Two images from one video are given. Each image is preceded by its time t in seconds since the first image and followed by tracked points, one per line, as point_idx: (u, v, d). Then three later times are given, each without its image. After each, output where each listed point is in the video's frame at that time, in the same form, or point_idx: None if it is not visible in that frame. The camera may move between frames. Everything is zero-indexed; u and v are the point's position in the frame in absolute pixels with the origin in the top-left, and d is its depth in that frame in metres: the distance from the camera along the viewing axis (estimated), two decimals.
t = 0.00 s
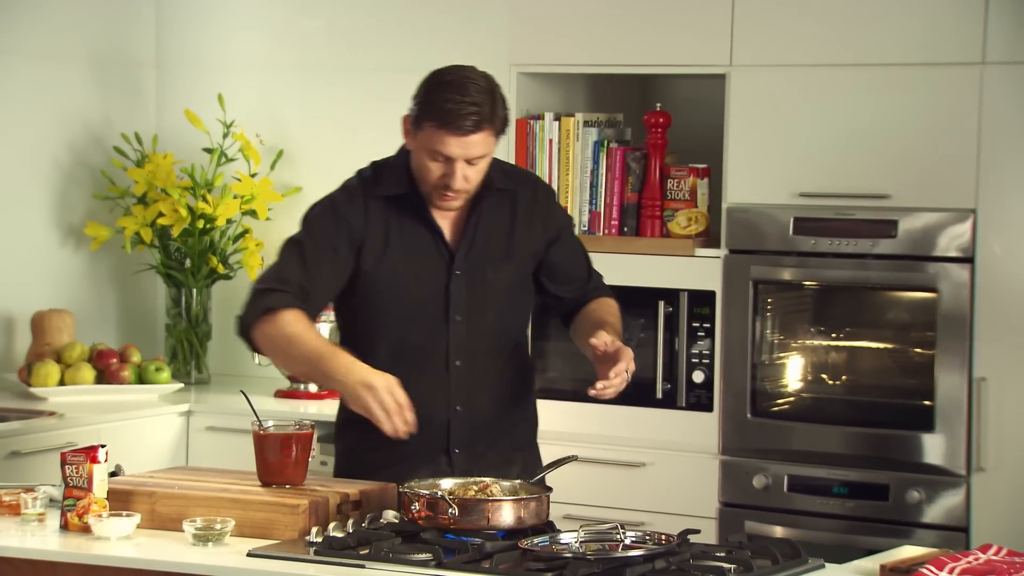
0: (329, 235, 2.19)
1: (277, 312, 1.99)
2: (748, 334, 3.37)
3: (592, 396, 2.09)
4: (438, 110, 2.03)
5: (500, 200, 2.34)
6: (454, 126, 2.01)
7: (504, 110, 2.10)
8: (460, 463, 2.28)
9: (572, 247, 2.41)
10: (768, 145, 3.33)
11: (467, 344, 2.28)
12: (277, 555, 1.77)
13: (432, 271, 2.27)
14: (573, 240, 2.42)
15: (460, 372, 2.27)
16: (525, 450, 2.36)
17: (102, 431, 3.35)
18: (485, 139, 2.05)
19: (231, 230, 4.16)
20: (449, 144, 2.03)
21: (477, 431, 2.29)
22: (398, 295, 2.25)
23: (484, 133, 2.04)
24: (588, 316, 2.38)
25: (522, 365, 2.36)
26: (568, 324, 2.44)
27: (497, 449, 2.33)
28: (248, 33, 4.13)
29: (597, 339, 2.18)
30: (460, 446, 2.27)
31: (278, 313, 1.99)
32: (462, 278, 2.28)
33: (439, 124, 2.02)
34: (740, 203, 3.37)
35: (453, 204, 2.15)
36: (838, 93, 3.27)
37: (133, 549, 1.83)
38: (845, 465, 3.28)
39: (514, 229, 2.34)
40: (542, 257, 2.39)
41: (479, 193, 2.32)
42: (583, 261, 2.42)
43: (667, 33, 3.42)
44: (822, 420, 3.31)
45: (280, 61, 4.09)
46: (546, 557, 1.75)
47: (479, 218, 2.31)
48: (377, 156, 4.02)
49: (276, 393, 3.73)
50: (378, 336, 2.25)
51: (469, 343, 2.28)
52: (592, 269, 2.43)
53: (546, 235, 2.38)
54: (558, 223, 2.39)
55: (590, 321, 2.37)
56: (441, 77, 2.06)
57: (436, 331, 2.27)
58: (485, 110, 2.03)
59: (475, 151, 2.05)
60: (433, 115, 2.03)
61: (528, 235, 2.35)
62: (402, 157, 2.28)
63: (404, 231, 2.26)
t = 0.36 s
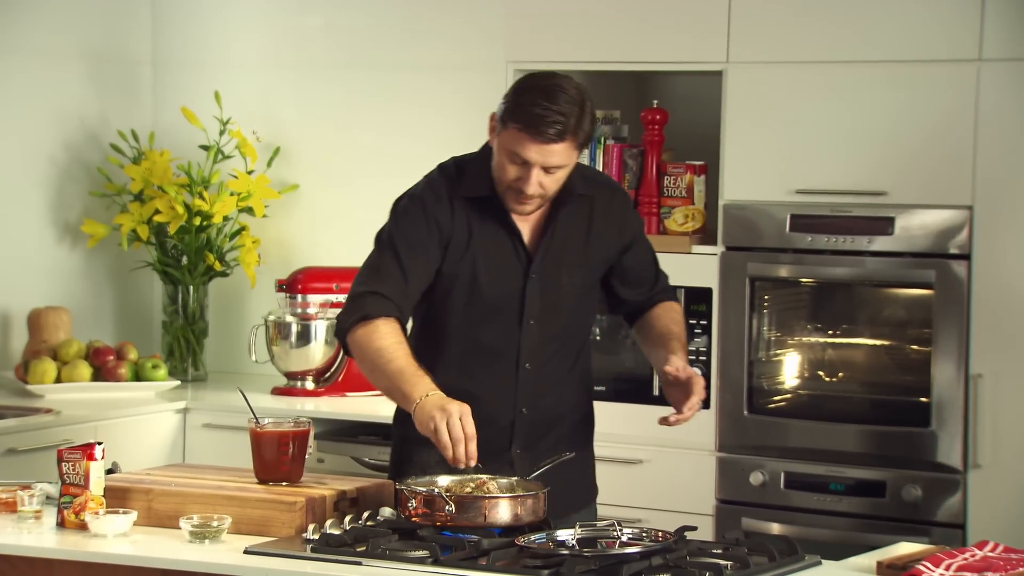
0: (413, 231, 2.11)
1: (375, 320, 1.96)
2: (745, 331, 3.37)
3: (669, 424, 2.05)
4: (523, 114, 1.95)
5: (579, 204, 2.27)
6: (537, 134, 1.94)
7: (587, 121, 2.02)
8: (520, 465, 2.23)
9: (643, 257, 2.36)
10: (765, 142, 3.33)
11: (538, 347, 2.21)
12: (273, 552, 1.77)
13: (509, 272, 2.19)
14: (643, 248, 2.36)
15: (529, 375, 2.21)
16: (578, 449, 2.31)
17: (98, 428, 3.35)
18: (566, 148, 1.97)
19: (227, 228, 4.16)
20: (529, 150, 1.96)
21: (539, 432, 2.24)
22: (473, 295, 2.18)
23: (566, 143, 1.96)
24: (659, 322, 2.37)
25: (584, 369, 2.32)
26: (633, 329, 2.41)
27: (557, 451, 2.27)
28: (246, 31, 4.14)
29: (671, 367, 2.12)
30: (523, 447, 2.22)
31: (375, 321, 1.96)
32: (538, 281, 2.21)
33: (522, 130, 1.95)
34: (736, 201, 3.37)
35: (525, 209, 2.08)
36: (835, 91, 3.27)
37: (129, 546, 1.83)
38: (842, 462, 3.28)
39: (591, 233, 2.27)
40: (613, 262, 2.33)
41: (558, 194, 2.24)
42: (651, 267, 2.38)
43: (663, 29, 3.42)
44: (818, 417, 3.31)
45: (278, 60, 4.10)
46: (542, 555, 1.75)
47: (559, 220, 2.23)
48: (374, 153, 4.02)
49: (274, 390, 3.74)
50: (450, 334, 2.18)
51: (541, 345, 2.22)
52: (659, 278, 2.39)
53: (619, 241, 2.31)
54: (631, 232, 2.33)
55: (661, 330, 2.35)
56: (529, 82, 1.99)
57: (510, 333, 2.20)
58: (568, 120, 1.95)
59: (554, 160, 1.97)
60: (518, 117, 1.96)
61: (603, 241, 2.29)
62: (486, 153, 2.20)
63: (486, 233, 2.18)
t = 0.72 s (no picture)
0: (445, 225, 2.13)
1: (395, 322, 1.98)
2: (740, 329, 3.37)
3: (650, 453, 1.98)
4: (562, 102, 1.97)
5: (614, 205, 2.25)
6: (576, 121, 1.95)
7: (625, 114, 2.02)
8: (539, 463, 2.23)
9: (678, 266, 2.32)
10: (760, 140, 3.33)
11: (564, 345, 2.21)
12: (270, 550, 1.77)
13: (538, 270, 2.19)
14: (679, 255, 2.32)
15: (552, 373, 2.21)
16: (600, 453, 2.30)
17: (93, 427, 3.34)
18: (603, 138, 1.98)
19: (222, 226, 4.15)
20: (568, 139, 1.96)
21: (560, 432, 2.24)
22: (502, 292, 2.18)
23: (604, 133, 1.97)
24: (675, 342, 2.31)
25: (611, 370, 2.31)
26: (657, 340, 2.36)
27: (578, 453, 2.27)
28: (241, 29, 4.14)
29: (661, 386, 2.06)
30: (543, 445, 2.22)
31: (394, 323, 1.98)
32: (567, 279, 2.20)
33: (560, 117, 1.96)
34: (731, 199, 3.37)
35: (560, 206, 2.07)
36: (829, 88, 3.27)
37: (124, 545, 1.83)
38: (837, 459, 3.28)
39: (624, 236, 2.25)
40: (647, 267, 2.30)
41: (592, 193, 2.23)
42: (682, 281, 2.33)
43: (658, 27, 3.42)
44: (814, 415, 3.31)
45: (272, 58, 4.10)
46: (538, 553, 1.75)
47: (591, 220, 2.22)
48: (370, 151, 4.02)
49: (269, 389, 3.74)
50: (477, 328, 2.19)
51: (566, 344, 2.22)
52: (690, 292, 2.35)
53: (653, 247, 2.28)
54: (666, 237, 2.30)
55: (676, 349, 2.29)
56: (568, 74, 2.02)
57: (536, 330, 2.20)
58: (607, 109, 1.97)
59: (592, 150, 1.97)
60: (556, 106, 1.97)
61: (637, 244, 2.26)
62: (523, 148, 2.20)
63: (517, 230, 2.17)
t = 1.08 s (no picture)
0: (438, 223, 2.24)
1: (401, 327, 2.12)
2: (736, 329, 3.37)
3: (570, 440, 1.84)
4: (543, 65, 2.08)
5: (608, 203, 2.26)
6: (558, 75, 2.06)
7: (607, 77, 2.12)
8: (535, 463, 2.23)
9: (675, 264, 2.25)
10: (755, 140, 3.34)
11: (557, 341, 2.24)
12: (265, 552, 1.77)
13: (530, 265, 2.24)
14: (680, 253, 2.26)
15: (547, 369, 2.23)
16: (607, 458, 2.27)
17: (88, 428, 3.34)
18: (586, 92, 2.07)
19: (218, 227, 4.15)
20: (552, 93, 2.06)
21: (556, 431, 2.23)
22: (492, 286, 2.23)
23: (585, 83, 2.07)
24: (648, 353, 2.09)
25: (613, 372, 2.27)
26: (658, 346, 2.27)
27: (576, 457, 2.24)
28: (237, 30, 4.15)
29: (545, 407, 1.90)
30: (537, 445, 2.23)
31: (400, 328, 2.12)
32: (558, 275, 2.23)
33: (543, 76, 2.07)
34: (726, 199, 3.38)
35: (563, 181, 2.10)
36: (824, 88, 3.28)
37: (120, 546, 1.82)
38: (832, 460, 3.28)
39: (617, 233, 2.25)
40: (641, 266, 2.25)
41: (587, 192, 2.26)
42: (681, 283, 2.25)
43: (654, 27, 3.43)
44: (810, 415, 3.31)
45: (269, 58, 4.11)
46: (533, 553, 1.75)
47: (584, 216, 2.25)
48: (366, 152, 4.02)
49: (265, 390, 3.73)
50: (473, 323, 2.25)
51: (561, 340, 2.24)
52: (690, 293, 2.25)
53: (647, 244, 2.25)
54: (665, 235, 2.26)
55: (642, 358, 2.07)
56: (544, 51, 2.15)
57: (528, 325, 2.23)
58: (586, 62, 2.08)
59: (579, 102, 2.06)
60: (538, 70, 2.08)
61: (632, 240, 2.25)
62: (518, 150, 2.29)
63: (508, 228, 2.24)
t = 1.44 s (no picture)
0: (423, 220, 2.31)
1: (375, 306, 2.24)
2: (734, 335, 3.37)
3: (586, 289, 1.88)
4: (511, 54, 2.14)
5: (588, 195, 2.27)
6: (526, 60, 2.12)
7: (575, 60, 2.17)
8: (516, 458, 2.22)
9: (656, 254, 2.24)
10: (754, 146, 3.34)
11: (537, 333, 2.22)
12: (264, 557, 1.77)
13: (510, 258, 2.26)
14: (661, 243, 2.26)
15: (526, 362, 2.21)
16: (597, 456, 2.25)
17: (87, 434, 3.34)
18: (554, 73, 2.12)
19: (217, 233, 4.15)
20: (522, 77, 2.12)
21: (538, 424, 2.22)
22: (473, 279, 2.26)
23: (554, 65, 2.13)
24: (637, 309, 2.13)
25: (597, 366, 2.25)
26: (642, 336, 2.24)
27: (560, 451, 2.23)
28: (236, 35, 4.15)
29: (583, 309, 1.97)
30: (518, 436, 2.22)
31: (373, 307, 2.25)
32: (539, 266, 2.24)
33: (511, 62, 2.13)
34: (725, 205, 3.38)
35: (543, 166, 2.14)
36: (823, 93, 3.28)
37: (119, 552, 1.82)
38: (831, 465, 3.28)
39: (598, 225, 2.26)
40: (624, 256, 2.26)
41: (567, 184, 2.28)
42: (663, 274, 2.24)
43: (652, 32, 3.43)
44: (809, 421, 3.32)
45: (268, 63, 4.11)
46: (533, 559, 1.75)
47: (564, 209, 2.27)
48: (365, 157, 4.03)
49: (263, 396, 3.73)
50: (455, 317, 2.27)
51: (541, 332, 2.22)
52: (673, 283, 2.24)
53: (628, 235, 2.26)
54: (646, 224, 2.26)
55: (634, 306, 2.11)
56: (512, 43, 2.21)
57: (508, 317, 2.24)
58: (553, 46, 2.14)
59: (549, 83, 2.11)
60: (507, 59, 2.15)
61: (613, 231, 2.26)
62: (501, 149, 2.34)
63: (489, 222, 2.28)
